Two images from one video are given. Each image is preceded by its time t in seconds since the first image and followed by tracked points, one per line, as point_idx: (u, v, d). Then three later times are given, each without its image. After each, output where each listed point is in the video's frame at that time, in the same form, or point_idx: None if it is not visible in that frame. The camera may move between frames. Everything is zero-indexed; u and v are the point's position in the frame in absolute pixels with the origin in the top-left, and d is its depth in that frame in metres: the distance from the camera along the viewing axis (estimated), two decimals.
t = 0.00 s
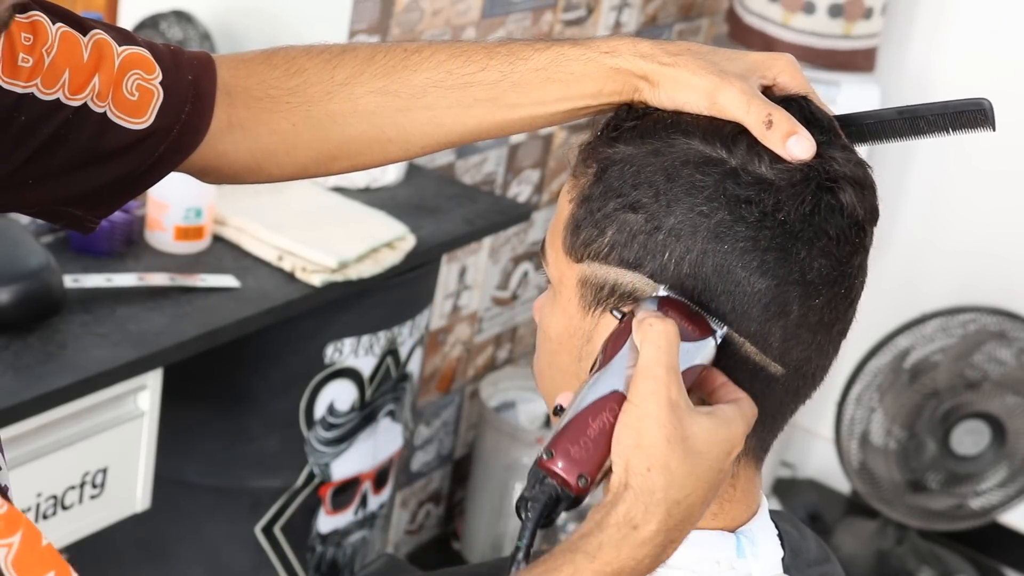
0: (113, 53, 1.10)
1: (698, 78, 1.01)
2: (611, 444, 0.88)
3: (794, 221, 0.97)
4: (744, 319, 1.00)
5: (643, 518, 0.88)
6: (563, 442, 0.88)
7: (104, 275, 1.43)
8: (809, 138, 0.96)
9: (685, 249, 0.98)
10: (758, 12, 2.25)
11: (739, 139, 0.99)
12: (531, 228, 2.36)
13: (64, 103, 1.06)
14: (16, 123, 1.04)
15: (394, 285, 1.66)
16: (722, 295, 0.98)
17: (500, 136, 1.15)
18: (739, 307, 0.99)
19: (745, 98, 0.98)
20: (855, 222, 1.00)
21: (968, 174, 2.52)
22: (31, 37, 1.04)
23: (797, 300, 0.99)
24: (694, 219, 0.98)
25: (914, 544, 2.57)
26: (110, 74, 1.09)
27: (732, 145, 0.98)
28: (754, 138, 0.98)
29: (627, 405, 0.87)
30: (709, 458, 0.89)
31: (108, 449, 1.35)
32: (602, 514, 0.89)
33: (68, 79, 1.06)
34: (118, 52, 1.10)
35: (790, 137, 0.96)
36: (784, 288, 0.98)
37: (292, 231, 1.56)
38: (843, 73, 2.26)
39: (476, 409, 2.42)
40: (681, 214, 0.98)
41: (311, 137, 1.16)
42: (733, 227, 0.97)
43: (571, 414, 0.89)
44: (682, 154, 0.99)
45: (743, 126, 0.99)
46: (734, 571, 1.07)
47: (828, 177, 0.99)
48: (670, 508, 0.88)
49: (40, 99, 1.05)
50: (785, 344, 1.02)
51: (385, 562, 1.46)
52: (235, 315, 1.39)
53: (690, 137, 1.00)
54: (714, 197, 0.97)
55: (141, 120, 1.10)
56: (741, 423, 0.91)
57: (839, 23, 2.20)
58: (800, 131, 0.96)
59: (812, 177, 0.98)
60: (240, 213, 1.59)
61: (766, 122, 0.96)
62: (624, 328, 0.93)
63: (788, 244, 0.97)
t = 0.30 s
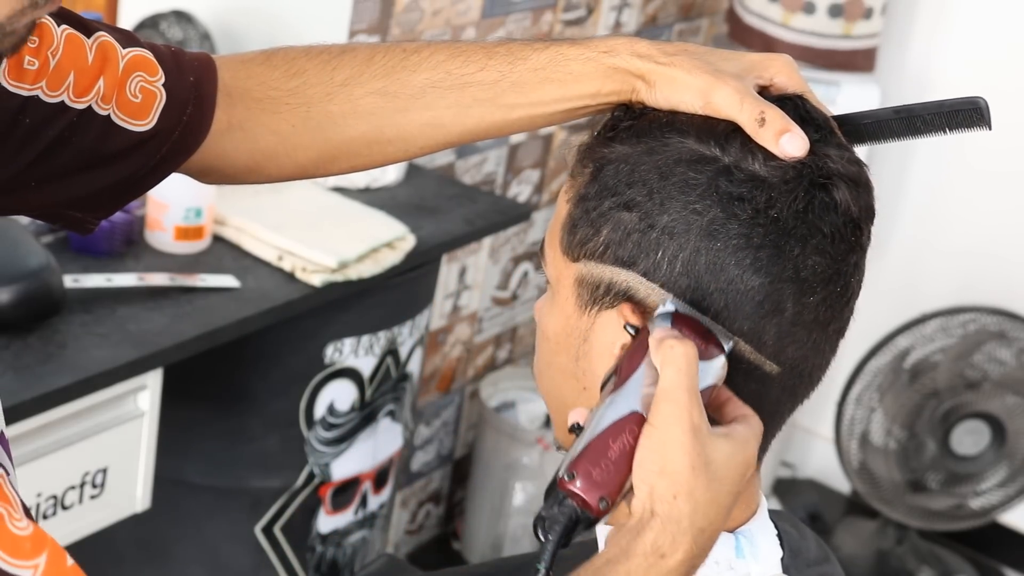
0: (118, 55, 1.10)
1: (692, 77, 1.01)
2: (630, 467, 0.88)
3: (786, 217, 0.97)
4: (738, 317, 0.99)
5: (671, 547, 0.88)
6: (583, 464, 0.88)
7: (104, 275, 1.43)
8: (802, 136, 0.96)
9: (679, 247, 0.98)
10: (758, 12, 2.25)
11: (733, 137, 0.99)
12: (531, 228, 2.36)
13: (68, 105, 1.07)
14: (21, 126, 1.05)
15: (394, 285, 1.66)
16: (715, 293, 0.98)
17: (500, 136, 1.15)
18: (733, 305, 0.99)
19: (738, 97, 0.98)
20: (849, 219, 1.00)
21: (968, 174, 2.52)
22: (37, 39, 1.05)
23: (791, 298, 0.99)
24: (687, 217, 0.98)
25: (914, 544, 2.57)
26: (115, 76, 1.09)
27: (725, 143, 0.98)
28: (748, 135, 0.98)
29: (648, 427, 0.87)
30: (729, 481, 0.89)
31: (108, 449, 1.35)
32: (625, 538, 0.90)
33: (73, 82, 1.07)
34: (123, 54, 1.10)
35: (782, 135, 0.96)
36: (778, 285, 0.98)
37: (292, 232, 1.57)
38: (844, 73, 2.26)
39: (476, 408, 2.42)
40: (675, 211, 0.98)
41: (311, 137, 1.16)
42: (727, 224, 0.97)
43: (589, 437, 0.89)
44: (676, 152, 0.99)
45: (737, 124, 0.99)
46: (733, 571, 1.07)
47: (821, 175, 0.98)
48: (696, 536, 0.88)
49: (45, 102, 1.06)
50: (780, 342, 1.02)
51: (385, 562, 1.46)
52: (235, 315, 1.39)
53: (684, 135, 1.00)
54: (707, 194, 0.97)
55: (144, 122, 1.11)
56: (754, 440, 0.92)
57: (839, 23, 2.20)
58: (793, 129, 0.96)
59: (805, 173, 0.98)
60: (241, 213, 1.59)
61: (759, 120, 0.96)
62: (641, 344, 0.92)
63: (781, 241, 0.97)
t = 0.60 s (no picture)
0: (118, 57, 1.11)
1: (687, 77, 1.00)
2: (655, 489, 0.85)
3: (780, 215, 0.97)
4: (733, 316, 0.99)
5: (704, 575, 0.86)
6: (611, 486, 0.85)
7: (104, 275, 1.43)
8: (795, 134, 0.96)
9: (673, 245, 0.98)
10: (757, 12, 2.25)
11: (727, 135, 0.98)
12: (531, 227, 2.36)
13: (69, 107, 1.07)
14: (22, 129, 1.05)
15: (394, 285, 1.66)
16: (709, 291, 0.98)
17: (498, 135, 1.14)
18: (727, 304, 0.99)
19: (732, 95, 0.97)
20: (843, 217, 1.00)
21: (968, 174, 2.52)
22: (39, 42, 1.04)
23: (785, 295, 0.99)
24: (682, 216, 0.98)
25: (914, 544, 2.57)
26: (115, 78, 1.10)
27: (719, 142, 0.98)
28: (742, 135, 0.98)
29: (675, 450, 0.85)
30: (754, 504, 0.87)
31: (108, 449, 1.35)
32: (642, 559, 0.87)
33: (74, 84, 1.07)
34: (123, 56, 1.11)
35: (776, 133, 0.96)
36: (772, 283, 0.98)
37: (291, 232, 1.57)
38: (844, 73, 2.26)
39: (476, 408, 2.42)
40: (669, 210, 0.98)
41: (308, 137, 1.15)
42: (721, 222, 0.97)
43: (614, 459, 0.87)
44: (670, 152, 0.99)
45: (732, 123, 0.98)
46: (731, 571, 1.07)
47: (816, 173, 0.98)
48: (727, 563, 0.85)
49: (46, 105, 1.06)
50: (775, 341, 1.01)
51: (385, 562, 1.46)
52: (235, 315, 1.39)
53: (678, 134, 1.00)
54: (700, 193, 0.97)
55: (143, 124, 1.11)
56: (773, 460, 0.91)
57: (839, 22, 2.20)
58: (786, 127, 0.96)
59: (799, 171, 0.98)
60: (240, 213, 1.60)
61: (753, 118, 0.96)
62: (662, 364, 0.90)
63: (775, 239, 0.97)
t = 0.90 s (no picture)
0: (120, 57, 1.11)
1: (682, 77, 1.00)
2: (700, 506, 0.84)
3: (777, 213, 0.96)
4: (730, 315, 0.99)
5: None
6: (652, 510, 0.81)
7: (104, 275, 1.43)
8: (790, 131, 0.95)
9: (670, 245, 0.98)
10: (757, 12, 2.25)
11: (723, 135, 0.98)
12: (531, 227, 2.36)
13: (72, 109, 1.08)
14: (26, 131, 1.06)
15: (394, 285, 1.66)
16: (707, 291, 0.98)
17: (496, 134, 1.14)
18: (725, 303, 0.98)
19: (726, 95, 0.97)
20: (841, 215, 0.99)
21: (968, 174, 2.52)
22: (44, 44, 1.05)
23: (783, 294, 0.98)
24: (679, 216, 0.98)
25: (914, 544, 2.57)
26: (118, 78, 1.10)
27: (715, 142, 0.98)
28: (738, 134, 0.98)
29: (715, 470, 0.84)
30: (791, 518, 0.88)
31: (109, 449, 1.35)
32: None
33: (77, 86, 1.08)
34: (125, 57, 1.12)
35: (771, 131, 0.94)
36: (769, 282, 0.98)
37: (291, 231, 1.57)
38: (843, 73, 2.26)
39: (476, 408, 2.42)
40: (666, 210, 0.98)
41: (306, 136, 1.15)
42: (717, 221, 0.97)
43: (652, 482, 0.84)
44: (667, 151, 0.99)
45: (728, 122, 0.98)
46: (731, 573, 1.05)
47: (812, 171, 0.98)
48: None
49: (49, 107, 1.06)
50: (773, 340, 1.01)
51: (385, 562, 1.46)
52: (235, 315, 1.39)
53: (674, 134, 1.00)
54: (697, 192, 0.97)
55: (143, 125, 1.11)
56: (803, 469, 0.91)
57: (839, 23, 2.20)
58: (781, 125, 0.95)
59: (795, 169, 0.97)
60: (240, 213, 1.59)
61: (747, 117, 0.95)
62: (692, 378, 0.89)
63: (772, 238, 0.97)
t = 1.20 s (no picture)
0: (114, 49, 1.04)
1: (668, 80, 0.94)
2: (684, 571, 0.67)
3: (777, 211, 0.96)
4: (731, 313, 0.98)
5: None
6: None
7: (104, 275, 1.43)
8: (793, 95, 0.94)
9: (670, 246, 0.98)
10: (757, 12, 2.25)
11: (720, 133, 0.98)
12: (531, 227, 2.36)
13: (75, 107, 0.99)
14: (31, 129, 0.96)
15: (394, 285, 1.66)
16: (707, 290, 0.98)
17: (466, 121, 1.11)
18: (725, 301, 0.98)
19: (718, 85, 0.93)
20: (841, 211, 1.00)
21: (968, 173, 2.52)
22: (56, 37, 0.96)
23: (784, 292, 0.99)
24: (680, 216, 0.98)
25: (914, 544, 2.58)
26: (114, 73, 1.03)
27: (713, 141, 0.98)
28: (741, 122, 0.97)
29: (692, 531, 0.67)
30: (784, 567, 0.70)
31: (109, 449, 1.35)
32: None
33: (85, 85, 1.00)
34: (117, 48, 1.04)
35: (777, 103, 0.93)
36: (770, 280, 0.98)
37: (291, 231, 1.57)
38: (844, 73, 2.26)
39: (476, 408, 2.42)
40: (666, 210, 0.98)
41: (275, 125, 1.13)
42: (717, 221, 0.96)
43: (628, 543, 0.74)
44: (664, 152, 0.99)
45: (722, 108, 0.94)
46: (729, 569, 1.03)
47: (812, 168, 0.99)
48: None
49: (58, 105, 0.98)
50: (774, 338, 1.01)
51: (385, 562, 1.46)
52: (234, 315, 1.39)
53: (670, 136, 0.99)
54: (696, 192, 0.97)
55: (136, 117, 1.06)
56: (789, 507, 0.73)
57: (839, 22, 2.20)
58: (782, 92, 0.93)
59: (794, 168, 0.98)
60: (240, 213, 1.60)
61: (748, 99, 0.93)
62: (671, 418, 0.73)
63: (773, 237, 0.97)
